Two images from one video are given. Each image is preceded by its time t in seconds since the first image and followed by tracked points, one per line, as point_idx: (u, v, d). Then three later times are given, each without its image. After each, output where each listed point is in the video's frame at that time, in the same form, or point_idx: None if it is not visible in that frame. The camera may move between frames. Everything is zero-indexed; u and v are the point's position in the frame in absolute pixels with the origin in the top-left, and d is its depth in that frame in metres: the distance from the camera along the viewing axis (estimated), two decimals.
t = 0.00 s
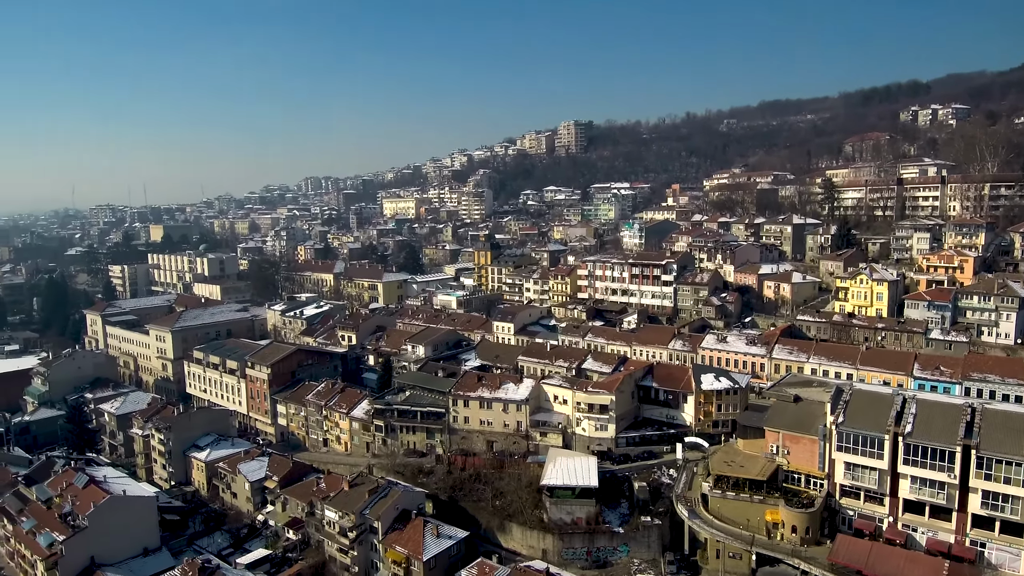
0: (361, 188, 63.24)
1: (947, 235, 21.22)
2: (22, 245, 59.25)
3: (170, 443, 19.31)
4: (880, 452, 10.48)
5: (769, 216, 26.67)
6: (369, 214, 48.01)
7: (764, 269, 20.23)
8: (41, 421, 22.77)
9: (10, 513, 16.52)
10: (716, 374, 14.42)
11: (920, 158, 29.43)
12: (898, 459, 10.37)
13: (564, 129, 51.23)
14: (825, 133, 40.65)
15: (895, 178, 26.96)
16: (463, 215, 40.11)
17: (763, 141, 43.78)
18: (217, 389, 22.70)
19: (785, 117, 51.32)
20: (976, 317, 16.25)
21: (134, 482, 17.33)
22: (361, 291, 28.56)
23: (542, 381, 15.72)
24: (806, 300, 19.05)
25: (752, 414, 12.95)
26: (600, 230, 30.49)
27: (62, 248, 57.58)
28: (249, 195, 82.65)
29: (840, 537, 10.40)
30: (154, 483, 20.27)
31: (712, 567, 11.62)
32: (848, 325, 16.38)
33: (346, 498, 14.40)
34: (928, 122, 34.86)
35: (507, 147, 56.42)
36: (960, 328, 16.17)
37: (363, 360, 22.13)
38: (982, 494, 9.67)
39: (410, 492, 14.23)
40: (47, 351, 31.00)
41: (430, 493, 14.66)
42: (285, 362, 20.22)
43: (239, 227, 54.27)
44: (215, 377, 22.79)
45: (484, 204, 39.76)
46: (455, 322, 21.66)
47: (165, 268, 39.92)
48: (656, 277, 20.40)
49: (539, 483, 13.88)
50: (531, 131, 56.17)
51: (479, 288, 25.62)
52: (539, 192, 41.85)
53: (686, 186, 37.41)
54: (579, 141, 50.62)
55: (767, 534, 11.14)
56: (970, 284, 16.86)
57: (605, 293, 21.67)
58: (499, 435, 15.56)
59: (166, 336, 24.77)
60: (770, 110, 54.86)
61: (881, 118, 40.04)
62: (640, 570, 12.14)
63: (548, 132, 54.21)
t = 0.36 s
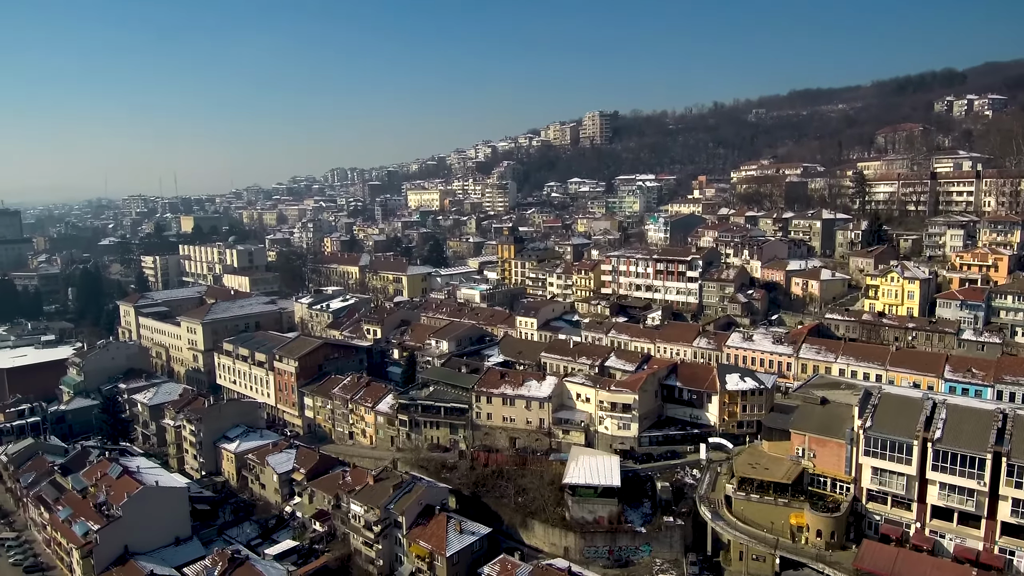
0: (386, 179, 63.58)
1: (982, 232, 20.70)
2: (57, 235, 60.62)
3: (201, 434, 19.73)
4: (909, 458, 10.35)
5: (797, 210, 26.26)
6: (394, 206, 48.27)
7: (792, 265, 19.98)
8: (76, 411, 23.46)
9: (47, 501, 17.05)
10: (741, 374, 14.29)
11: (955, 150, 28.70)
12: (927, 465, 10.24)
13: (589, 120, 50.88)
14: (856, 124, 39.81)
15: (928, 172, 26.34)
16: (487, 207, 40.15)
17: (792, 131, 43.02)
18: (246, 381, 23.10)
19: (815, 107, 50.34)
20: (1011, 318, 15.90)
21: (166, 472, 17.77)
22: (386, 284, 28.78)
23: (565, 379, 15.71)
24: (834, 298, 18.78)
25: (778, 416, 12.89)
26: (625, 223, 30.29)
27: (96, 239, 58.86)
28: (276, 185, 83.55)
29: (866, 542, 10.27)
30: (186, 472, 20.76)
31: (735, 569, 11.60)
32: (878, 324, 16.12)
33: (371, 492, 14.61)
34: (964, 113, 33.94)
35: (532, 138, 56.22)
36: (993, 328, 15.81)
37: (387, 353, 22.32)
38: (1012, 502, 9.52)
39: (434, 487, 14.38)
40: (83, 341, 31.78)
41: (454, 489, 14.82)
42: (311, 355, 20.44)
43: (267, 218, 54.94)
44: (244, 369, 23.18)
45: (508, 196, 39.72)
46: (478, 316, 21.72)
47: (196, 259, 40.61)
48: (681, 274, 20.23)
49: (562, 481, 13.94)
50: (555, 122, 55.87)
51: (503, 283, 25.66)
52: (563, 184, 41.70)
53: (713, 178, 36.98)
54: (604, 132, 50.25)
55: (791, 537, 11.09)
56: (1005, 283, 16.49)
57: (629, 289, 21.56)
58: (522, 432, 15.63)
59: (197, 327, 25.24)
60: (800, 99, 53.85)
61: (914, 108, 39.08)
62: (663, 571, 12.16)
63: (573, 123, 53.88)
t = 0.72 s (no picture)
0: (411, 169, 63.81)
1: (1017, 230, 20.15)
2: (91, 224, 61.94)
3: (230, 425, 20.11)
4: (936, 464, 10.21)
5: (826, 204, 25.83)
6: (418, 197, 48.47)
7: (819, 261, 19.71)
8: (109, 400, 24.11)
9: (82, 490, 17.55)
10: (766, 374, 14.16)
11: (991, 142, 27.93)
12: (955, 471, 10.10)
13: (614, 110, 50.43)
14: (888, 114, 38.92)
15: (962, 165, 25.68)
16: (510, 199, 40.12)
17: (822, 121, 42.20)
18: (273, 373, 23.47)
19: (845, 96, 49.28)
20: None
21: (195, 463, 18.18)
22: (409, 276, 28.94)
23: (587, 377, 15.69)
24: (863, 295, 18.48)
25: (804, 417, 12.73)
26: (649, 216, 30.07)
27: (127, 228, 60.05)
28: (302, 175, 84.33)
29: (891, 547, 10.13)
30: (215, 462, 21.20)
31: (757, 570, 11.56)
32: (907, 323, 15.84)
33: (394, 486, 14.79)
34: (1001, 103, 32.97)
35: (556, 129, 55.91)
36: None
37: (411, 347, 22.49)
38: None
39: (456, 483, 14.51)
40: (115, 331, 32.53)
41: (476, 484, 14.94)
42: (336, 348, 20.65)
43: (293, 209, 55.53)
44: (271, 361, 23.55)
45: (531, 187, 39.62)
46: (501, 311, 21.75)
47: (224, 250, 41.24)
48: (706, 269, 20.04)
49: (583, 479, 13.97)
50: (580, 113, 55.50)
51: (525, 276, 25.67)
52: (587, 175, 41.49)
53: (739, 169, 36.49)
54: (628, 122, 49.80)
55: (815, 541, 11.04)
56: None
57: (653, 284, 21.43)
58: (543, 429, 15.68)
59: (226, 319, 25.69)
60: (830, 88, 52.75)
61: (949, 97, 38.07)
62: (684, 570, 12.16)
63: (597, 113, 53.47)
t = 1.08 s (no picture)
0: (433, 161, 63.93)
1: None
2: (120, 215, 63.02)
3: (256, 417, 20.44)
4: (962, 469, 10.07)
5: (853, 198, 25.39)
6: (440, 188, 48.56)
7: (847, 258, 19.43)
8: (139, 391, 24.64)
9: (113, 479, 18.01)
10: (790, 375, 14.03)
11: None
12: (981, 477, 9.95)
13: (637, 101, 49.94)
14: (919, 104, 38.03)
15: (996, 159, 25.03)
16: (532, 190, 40.02)
17: (850, 111, 41.37)
18: (297, 365, 23.80)
19: (875, 85, 48.23)
20: None
21: (222, 455, 18.56)
22: (431, 269, 29.06)
23: (607, 374, 15.68)
24: (890, 293, 18.19)
25: (828, 419, 12.65)
26: (672, 210, 29.83)
27: (156, 219, 61.08)
28: (325, 166, 84.90)
29: (914, 552, 10.01)
30: (241, 453, 21.61)
31: (777, 572, 11.53)
32: (935, 323, 15.56)
33: (416, 481, 14.97)
34: None
35: (578, 119, 55.54)
36: None
37: (433, 341, 22.63)
38: None
39: (477, 479, 14.64)
40: (145, 322, 33.16)
41: (496, 480, 15.04)
42: (359, 342, 20.84)
43: (317, 200, 55.96)
44: (295, 353, 23.88)
45: (553, 178, 39.46)
46: (523, 305, 21.77)
47: (249, 242, 41.78)
48: (729, 266, 19.85)
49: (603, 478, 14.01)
50: (603, 103, 55.04)
51: (547, 271, 25.64)
52: (609, 167, 41.23)
53: (764, 161, 35.98)
54: (652, 113, 49.29)
55: (837, 544, 10.97)
56: None
57: (675, 280, 21.29)
58: (564, 426, 15.72)
59: (252, 312, 26.06)
60: (859, 77, 51.65)
61: (983, 87, 37.07)
62: (704, 571, 12.16)
63: (620, 103, 53.00)
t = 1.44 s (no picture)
0: (454, 151, 63.95)
1: None
2: (147, 205, 64.04)
3: (280, 409, 20.75)
4: (987, 476, 9.93)
5: (881, 193, 24.94)
6: (461, 180, 48.60)
7: (874, 254, 19.14)
8: (167, 381, 25.16)
9: (142, 469, 18.43)
10: (813, 375, 13.89)
11: None
12: (1007, 484, 9.80)
13: (660, 91, 49.41)
14: (951, 95, 37.13)
15: None
16: (553, 182, 39.90)
17: (878, 102, 40.54)
18: (321, 358, 24.09)
19: (905, 74, 47.17)
20: None
21: (248, 446, 18.90)
22: (452, 263, 29.15)
23: (628, 373, 15.65)
24: (917, 291, 17.89)
25: (851, 421, 12.54)
26: (695, 203, 29.55)
27: (183, 209, 61.98)
28: (348, 156, 85.34)
29: (936, 557, 9.90)
30: (266, 444, 21.97)
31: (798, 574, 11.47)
32: (964, 323, 15.28)
33: (437, 476, 15.12)
34: None
35: (600, 110, 55.12)
36: None
37: (454, 335, 22.75)
38: None
39: (497, 476, 14.74)
40: (172, 313, 33.74)
41: (516, 476, 15.14)
42: (381, 336, 20.99)
43: (340, 191, 56.32)
44: (318, 346, 24.16)
45: (574, 170, 39.27)
46: (543, 300, 21.76)
47: (273, 233, 42.23)
48: (753, 262, 19.64)
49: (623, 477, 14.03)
50: (625, 93, 54.55)
51: (567, 265, 25.59)
52: (631, 158, 40.92)
53: (790, 152, 35.43)
54: (675, 103, 48.75)
55: (859, 548, 10.89)
56: None
57: (698, 276, 21.13)
58: (583, 423, 15.76)
59: (276, 305, 26.40)
60: (889, 66, 50.53)
61: (1018, 77, 36.07)
62: (723, 571, 12.15)
63: (643, 94, 52.48)
